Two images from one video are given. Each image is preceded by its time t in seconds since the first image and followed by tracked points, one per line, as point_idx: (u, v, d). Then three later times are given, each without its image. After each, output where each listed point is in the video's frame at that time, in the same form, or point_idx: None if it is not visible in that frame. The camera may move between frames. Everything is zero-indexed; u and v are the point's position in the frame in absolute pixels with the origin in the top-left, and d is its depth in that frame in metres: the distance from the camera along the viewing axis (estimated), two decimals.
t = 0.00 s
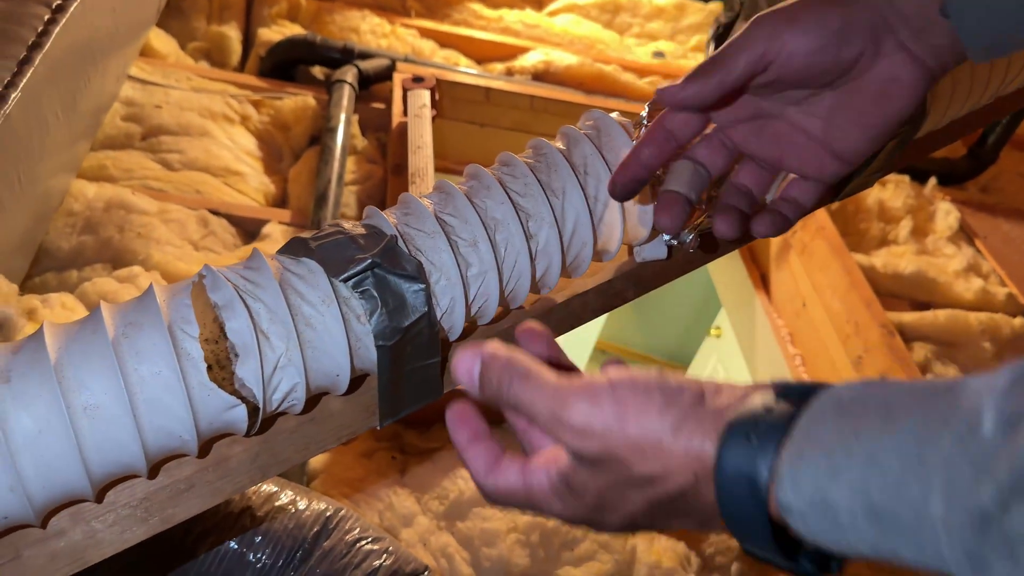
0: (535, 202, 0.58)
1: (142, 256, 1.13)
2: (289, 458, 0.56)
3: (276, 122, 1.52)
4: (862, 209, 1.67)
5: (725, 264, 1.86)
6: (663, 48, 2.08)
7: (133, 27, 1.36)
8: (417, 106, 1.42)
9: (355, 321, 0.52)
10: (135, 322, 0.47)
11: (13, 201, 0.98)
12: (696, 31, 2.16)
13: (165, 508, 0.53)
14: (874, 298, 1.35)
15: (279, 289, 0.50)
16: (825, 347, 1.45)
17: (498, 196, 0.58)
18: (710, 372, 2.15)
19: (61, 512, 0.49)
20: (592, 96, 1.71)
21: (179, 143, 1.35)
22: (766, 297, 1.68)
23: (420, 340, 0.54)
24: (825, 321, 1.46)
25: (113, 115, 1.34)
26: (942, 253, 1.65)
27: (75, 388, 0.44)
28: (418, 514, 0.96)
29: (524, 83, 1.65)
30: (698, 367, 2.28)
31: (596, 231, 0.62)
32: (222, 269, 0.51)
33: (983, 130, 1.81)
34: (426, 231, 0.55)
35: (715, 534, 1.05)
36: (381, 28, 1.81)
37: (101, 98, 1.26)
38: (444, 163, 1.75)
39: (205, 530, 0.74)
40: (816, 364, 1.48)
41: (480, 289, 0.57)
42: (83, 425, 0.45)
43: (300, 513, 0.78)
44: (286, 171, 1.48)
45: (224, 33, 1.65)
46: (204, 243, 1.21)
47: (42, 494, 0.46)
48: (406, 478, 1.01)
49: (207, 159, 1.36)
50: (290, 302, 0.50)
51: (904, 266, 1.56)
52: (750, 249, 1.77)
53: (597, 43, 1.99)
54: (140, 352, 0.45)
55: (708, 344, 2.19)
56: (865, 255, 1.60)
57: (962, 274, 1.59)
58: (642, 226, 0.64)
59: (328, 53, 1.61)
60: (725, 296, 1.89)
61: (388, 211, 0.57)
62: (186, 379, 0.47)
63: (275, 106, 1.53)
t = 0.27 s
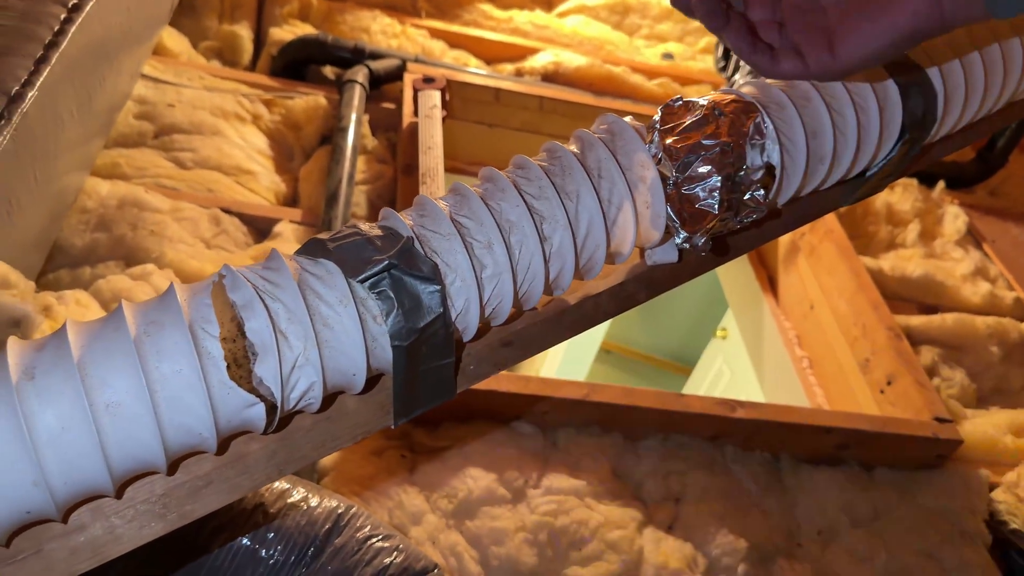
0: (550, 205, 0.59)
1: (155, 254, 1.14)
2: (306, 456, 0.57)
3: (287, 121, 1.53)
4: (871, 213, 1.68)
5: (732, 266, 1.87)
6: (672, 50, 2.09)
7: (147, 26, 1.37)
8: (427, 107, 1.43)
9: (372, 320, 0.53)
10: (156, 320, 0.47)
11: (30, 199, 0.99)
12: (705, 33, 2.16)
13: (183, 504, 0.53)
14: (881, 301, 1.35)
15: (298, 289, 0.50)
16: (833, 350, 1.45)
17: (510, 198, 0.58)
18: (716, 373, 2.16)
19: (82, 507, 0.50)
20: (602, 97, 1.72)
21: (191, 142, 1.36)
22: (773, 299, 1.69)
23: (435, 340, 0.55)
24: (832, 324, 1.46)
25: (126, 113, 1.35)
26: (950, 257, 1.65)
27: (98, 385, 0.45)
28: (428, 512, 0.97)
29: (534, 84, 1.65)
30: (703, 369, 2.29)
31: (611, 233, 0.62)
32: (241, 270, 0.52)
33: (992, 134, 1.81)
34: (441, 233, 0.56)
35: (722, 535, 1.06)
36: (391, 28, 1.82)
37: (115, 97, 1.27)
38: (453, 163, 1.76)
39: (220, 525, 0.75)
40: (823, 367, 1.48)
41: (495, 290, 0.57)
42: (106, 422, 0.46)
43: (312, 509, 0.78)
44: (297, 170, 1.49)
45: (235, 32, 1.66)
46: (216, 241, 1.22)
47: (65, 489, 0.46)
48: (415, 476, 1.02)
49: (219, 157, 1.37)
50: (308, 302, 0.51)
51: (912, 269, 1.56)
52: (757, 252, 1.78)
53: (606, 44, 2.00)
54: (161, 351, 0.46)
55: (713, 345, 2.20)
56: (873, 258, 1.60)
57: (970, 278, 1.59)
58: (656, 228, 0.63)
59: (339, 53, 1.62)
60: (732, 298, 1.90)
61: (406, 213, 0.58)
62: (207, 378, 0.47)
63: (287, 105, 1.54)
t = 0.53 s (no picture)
0: (564, 212, 0.60)
1: (170, 252, 1.15)
2: (325, 453, 0.58)
3: (300, 122, 1.55)
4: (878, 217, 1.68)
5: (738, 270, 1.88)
6: (681, 53, 2.10)
7: (163, 27, 1.38)
8: (439, 109, 1.44)
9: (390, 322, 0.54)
10: (182, 320, 0.49)
11: (50, 198, 1.01)
12: (715, 36, 2.17)
13: (205, 499, 0.55)
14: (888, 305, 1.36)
15: (320, 291, 0.52)
16: (840, 354, 1.46)
17: (526, 203, 0.59)
18: (722, 376, 2.17)
19: (107, 500, 0.51)
20: (611, 100, 1.73)
21: (206, 142, 1.38)
22: (780, 302, 1.69)
23: (452, 342, 0.56)
24: (840, 328, 1.47)
25: (141, 113, 1.36)
26: (957, 262, 1.65)
27: (126, 382, 0.46)
28: (438, 510, 0.98)
29: (544, 87, 1.67)
30: (709, 371, 2.31)
31: (623, 240, 0.63)
32: (263, 272, 0.53)
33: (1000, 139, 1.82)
34: (458, 238, 0.57)
35: (728, 536, 1.07)
36: (403, 30, 1.83)
37: (131, 97, 1.29)
38: (464, 165, 1.77)
39: (236, 520, 0.77)
40: (830, 370, 1.49)
41: (510, 294, 0.59)
42: (133, 419, 0.47)
43: (326, 506, 0.80)
44: (309, 170, 1.50)
45: (249, 33, 1.68)
46: (230, 240, 1.24)
47: (93, 483, 0.48)
48: (425, 474, 1.03)
49: (233, 157, 1.38)
50: (330, 304, 0.52)
51: (918, 274, 1.57)
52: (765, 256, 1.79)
53: (615, 47, 2.01)
54: (187, 349, 0.47)
55: (719, 348, 2.22)
56: (880, 262, 1.61)
57: (977, 283, 1.59)
58: (667, 233, 0.64)
59: (351, 55, 1.64)
60: (739, 302, 1.91)
61: (423, 218, 0.59)
62: (232, 376, 0.49)
63: (300, 106, 1.55)
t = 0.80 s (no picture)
0: (579, 215, 0.62)
1: (187, 251, 1.17)
2: (345, 447, 0.60)
3: (314, 123, 1.57)
4: (887, 221, 1.69)
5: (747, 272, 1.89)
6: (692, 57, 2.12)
7: (181, 28, 1.40)
8: (452, 111, 1.46)
9: (411, 320, 0.56)
10: (210, 317, 0.50)
11: (72, 196, 1.03)
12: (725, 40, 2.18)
13: (229, 491, 0.56)
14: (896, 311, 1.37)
15: (344, 290, 0.53)
16: (848, 357, 1.47)
17: (542, 207, 0.61)
18: (729, 377, 2.18)
19: (136, 490, 0.53)
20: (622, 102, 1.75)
21: (222, 142, 1.40)
22: (788, 304, 1.71)
23: (469, 340, 0.57)
24: (847, 331, 1.48)
25: (159, 113, 1.38)
26: (965, 266, 1.67)
27: (158, 376, 0.48)
28: (449, 506, 1.00)
29: (556, 90, 1.68)
30: (716, 374, 2.32)
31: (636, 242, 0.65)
32: (288, 271, 0.54)
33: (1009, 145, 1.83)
34: (476, 239, 0.58)
35: (736, 535, 1.08)
36: (416, 32, 1.85)
37: (150, 97, 1.31)
38: (476, 166, 1.79)
39: (255, 513, 0.78)
40: (837, 372, 1.51)
41: (526, 294, 0.60)
42: (163, 411, 0.49)
43: (342, 500, 0.82)
44: (323, 170, 1.52)
45: (264, 34, 1.70)
46: (245, 239, 1.25)
47: (124, 473, 0.50)
48: (437, 471, 1.05)
49: (249, 157, 1.40)
50: (352, 303, 0.54)
51: (926, 278, 1.58)
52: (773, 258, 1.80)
53: (626, 49, 2.02)
54: (216, 345, 0.49)
55: (726, 351, 2.23)
56: (888, 266, 1.62)
57: (984, 288, 1.60)
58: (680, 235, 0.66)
59: (366, 57, 1.66)
60: (747, 304, 1.92)
61: (440, 219, 0.60)
62: (258, 370, 0.50)
63: (314, 107, 1.57)
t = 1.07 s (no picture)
0: (594, 217, 0.63)
1: (204, 248, 1.18)
2: (363, 442, 0.62)
3: (328, 123, 1.58)
4: (897, 224, 1.70)
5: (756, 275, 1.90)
6: (703, 59, 2.13)
7: (197, 28, 1.42)
8: (465, 112, 1.47)
9: (428, 319, 0.57)
10: (235, 312, 0.52)
11: (91, 194, 1.04)
12: (737, 42, 2.19)
13: (251, 483, 0.58)
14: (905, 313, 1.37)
15: (364, 288, 0.55)
16: (857, 359, 1.48)
17: (558, 209, 0.62)
18: (737, 379, 2.19)
19: (160, 481, 0.55)
20: (634, 104, 1.76)
21: (237, 141, 1.41)
22: (797, 306, 1.71)
23: (484, 339, 0.58)
24: (857, 334, 1.49)
25: (175, 112, 1.40)
26: (974, 270, 1.67)
27: (184, 370, 0.49)
28: (460, 502, 1.01)
29: (568, 91, 1.70)
30: (724, 375, 2.33)
31: (650, 245, 0.65)
32: (311, 269, 0.56)
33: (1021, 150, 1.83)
34: (493, 239, 0.60)
35: (744, 535, 1.09)
36: (429, 34, 1.87)
37: (167, 96, 1.33)
38: (488, 167, 1.80)
39: (271, 506, 0.80)
40: (846, 374, 1.51)
41: (541, 293, 0.61)
42: (189, 404, 0.50)
43: (357, 494, 0.83)
44: (337, 170, 1.54)
45: (279, 34, 1.72)
46: (260, 237, 1.27)
47: (151, 464, 0.51)
48: (448, 468, 1.06)
49: (264, 157, 1.42)
50: (372, 301, 0.55)
51: (936, 281, 1.59)
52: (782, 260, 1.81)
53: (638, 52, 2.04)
54: (241, 340, 0.51)
55: (735, 352, 2.24)
56: (898, 269, 1.63)
57: (993, 292, 1.61)
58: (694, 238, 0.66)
59: (379, 58, 1.67)
60: (757, 306, 1.93)
61: (458, 220, 0.62)
62: (281, 365, 0.52)
63: (328, 107, 1.59)
